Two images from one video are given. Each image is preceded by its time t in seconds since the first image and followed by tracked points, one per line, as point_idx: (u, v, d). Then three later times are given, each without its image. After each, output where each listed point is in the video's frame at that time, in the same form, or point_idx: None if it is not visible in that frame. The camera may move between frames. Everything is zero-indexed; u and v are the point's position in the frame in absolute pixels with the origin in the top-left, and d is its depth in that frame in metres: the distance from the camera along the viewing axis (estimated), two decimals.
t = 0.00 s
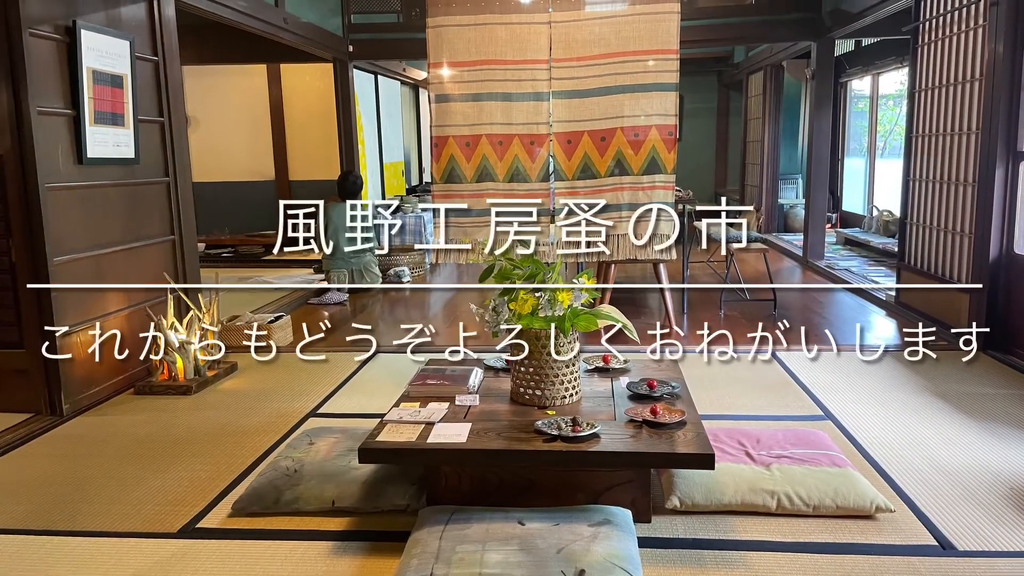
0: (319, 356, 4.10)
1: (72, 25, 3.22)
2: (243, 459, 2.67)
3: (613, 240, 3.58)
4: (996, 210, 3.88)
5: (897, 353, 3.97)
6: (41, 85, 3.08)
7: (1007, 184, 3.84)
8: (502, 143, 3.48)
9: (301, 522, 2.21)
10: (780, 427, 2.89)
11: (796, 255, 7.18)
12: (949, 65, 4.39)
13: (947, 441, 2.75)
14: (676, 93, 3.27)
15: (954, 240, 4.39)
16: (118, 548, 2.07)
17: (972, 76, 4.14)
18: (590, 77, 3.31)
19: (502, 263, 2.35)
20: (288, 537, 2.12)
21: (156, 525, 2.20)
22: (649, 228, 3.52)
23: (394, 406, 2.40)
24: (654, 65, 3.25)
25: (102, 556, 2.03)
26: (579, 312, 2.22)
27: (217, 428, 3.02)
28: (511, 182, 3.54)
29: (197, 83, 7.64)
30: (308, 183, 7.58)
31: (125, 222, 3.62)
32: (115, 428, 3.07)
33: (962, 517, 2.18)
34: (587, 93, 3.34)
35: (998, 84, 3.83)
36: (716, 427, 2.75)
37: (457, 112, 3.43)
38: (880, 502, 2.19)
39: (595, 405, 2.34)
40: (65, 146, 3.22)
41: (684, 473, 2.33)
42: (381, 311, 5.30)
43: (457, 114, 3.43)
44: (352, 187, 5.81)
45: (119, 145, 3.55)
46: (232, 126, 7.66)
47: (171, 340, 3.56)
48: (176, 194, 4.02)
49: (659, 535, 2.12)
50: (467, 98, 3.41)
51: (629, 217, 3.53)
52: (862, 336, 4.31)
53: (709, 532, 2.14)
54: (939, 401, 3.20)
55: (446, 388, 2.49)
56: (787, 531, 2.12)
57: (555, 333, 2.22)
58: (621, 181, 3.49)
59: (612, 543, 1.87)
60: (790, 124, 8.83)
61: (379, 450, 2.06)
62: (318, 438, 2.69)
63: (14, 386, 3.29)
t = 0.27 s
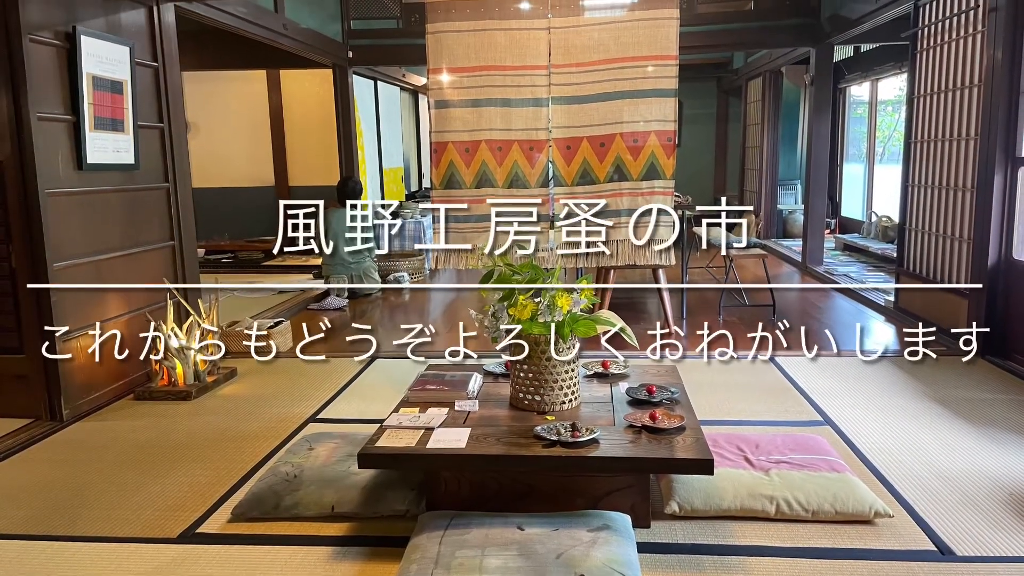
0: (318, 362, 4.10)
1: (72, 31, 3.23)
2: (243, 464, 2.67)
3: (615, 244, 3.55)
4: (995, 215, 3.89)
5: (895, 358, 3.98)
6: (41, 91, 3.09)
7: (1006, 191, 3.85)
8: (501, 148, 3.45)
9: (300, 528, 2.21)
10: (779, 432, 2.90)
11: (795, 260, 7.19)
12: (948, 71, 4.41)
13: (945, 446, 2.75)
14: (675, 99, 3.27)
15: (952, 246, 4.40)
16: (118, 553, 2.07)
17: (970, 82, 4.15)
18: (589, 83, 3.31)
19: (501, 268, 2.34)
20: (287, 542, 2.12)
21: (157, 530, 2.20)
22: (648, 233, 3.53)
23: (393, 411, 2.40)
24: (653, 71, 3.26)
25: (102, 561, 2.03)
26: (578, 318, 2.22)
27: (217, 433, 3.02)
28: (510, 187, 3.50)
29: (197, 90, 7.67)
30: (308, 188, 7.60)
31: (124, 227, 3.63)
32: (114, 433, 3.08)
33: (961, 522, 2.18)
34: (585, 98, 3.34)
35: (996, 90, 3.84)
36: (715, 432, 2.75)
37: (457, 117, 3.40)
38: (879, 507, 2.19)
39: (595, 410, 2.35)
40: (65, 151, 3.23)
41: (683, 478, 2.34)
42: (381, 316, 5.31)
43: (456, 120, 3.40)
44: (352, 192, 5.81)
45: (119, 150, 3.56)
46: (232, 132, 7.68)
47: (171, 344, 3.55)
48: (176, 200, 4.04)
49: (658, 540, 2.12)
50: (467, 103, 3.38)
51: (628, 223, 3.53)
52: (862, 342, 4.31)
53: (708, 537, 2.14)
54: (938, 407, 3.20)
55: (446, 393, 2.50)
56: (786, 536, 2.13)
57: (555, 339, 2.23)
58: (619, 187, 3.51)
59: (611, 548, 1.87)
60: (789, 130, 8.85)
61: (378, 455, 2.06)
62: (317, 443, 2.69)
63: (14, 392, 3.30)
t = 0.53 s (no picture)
0: (318, 367, 4.10)
1: (72, 37, 3.24)
2: (243, 469, 2.68)
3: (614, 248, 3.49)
4: (994, 220, 3.90)
5: (894, 363, 3.98)
6: (41, 97, 3.09)
7: (1005, 197, 3.87)
8: (501, 154, 3.39)
9: (300, 533, 2.21)
10: (778, 437, 2.90)
11: (794, 266, 7.21)
12: (947, 77, 4.42)
13: (944, 452, 2.76)
14: (674, 105, 3.22)
15: (951, 251, 4.41)
16: (118, 558, 2.07)
17: (969, 88, 4.17)
18: (589, 89, 3.26)
19: (500, 274, 2.35)
20: (286, 547, 2.12)
21: (157, 535, 2.20)
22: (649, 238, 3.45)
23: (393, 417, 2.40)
24: (652, 77, 3.19)
25: (102, 566, 2.03)
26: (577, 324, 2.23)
27: (216, 439, 3.02)
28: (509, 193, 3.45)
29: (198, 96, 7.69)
30: (308, 194, 7.61)
31: (124, 233, 3.64)
32: (114, 438, 3.08)
33: (960, 528, 2.18)
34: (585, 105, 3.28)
35: (995, 96, 3.86)
36: (714, 437, 2.76)
37: (457, 123, 3.35)
38: (878, 512, 2.20)
39: (594, 415, 2.35)
40: (65, 157, 3.23)
41: (681, 484, 2.34)
42: (381, 322, 5.31)
43: (456, 125, 3.35)
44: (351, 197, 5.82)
45: (118, 156, 3.57)
46: (232, 137, 7.69)
47: (171, 350, 3.55)
48: (175, 205, 4.05)
49: (657, 546, 2.13)
50: (467, 109, 3.32)
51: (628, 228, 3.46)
52: (861, 347, 4.32)
53: (708, 542, 2.14)
54: (937, 412, 3.21)
55: (445, 399, 2.50)
56: (785, 542, 2.13)
57: (554, 344, 2.23)
58: (619, 193, 3.42)
59: (610, 554, 1.87)
60: (788, 136, 8.83)
61: (378, 461, 2.06)
62: (317, 449, 2.70)
63: (14, 397, 3.30)
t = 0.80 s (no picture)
0: (317, 373, 4.10)
1: (72, 43, 3.24)
2: (242, 475, 2.68)
3: (615, 254, 3.47)
4: (993, 225, 3.91)
5: (892, 369, 3.99)
6: (41, 102, 3.10)
7: (1004, 202, 3.87)
8: (499, 160, 3.37)
9: (299, 538, 2.21)
10: (777, 443, 2.90)
11: (793, 271, 7.22)
12: (946, 83, 4.43)
13: (943, 457, 2.76)
14: (672, 111, 3.24)
15: (950, 257, 4.42)
16: (118, 563, 2.07)
17: (968, 94, 4.18)
18: (589, 95, 3.27)
19: (500, 279, 2.36)
20: (286, 552, 2.13)
21: (157, 540, 2.20)
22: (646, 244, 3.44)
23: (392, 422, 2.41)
24: (651, 83, 3.19)
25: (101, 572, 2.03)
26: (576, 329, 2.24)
27: (216, 444, 3.02)
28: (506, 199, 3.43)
29: (198, 101, 7.71)
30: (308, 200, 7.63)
31: (123, 239, 3.64)
32: (114, 444, 3.08)
33: (960, 533, 2.19)
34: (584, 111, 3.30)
35: (993, 102, 3.87)
36: (713, 443, 2.77)
37: (456, 129, 3.33)
38: (877, 518, 2.20)
39: (592, 420, 2.36)
40: (65, 163, 3.24)
41: (680, 489, 2.34)
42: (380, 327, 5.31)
43: (456, 131, 3.33)
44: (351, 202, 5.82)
45: (118, 161, 3.58)
46: (232, 143, 7.71)
47: (170, 355, 3.55)
48: (175, 211, 4.06)
49: (656, 551, 2.13)
50: (467, 115, 3.30)
51: (626, 234, 3.48)
52: (860, 352, 4.32)
53: (706, 547, 2.15)
54: (936, 417, 3.21)
55: (445, 404, 2.50)
56: (784, 547, 2.13)
57: (553, 350, 2.24)
58: (618, 198, 3.45)
59: (610, 558, 1.87)
60: (787, 142, 8.94)
61: (378, 466, 2.06)
62: (316, 454, 2.70)
63: (13, 403, 3.30)
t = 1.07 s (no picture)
0: (316, 378, 4.10)
1: (72, 49, 3.26)
2: (242, 480, 2.68)
3: (612, 263, 3.44)
4: (991, 231, 3.92)
5: (891, 374, 3.99)
6: (41, 108, 3.11)
7: (1003, 208, 3.88)
8: (499, 165, 3.36)
9: (299, 543, 2.21)
10: (777, 448, 2.91)
11: (792, 277, 7.23)
12: (945, 88, 4.44)
13: (942, 463, 2.76)
14: (671, 117, 3.23)
15: (949, 262, 4.43)
16: (117, 568, 2.07)
17: (966, 100, 4.19)
18: (588, 101, 3.27)
19: (500, 285, 2.37)
20: (286, 556, 2.13)
21: (157, 546, 2.20)
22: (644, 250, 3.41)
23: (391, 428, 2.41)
24: (650, 88, 3.20)
25: None
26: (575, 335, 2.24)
27: (216, 449, 3.03)
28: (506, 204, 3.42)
29: (198, 107, 7.73)
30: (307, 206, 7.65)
31: (123, 244, 3.65)
32: (114, 449, 3.08)
33: (959, 539, 2.19)
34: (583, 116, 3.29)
35: (991, 108, 3.88)
36: (713, 448, 2.77)
37: (456, 135, 3.34)
38: (876, 523, 2.20)
39: (592, 426, 2.36)
40: (66, 169, 3.25)
41: (679, 494, 2.34)
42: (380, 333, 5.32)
43: (455, 137, 3.34)
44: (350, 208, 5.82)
45: (118, 167, 3.59)
46: (232, 148, 7.72)
47: (170, 361, 3.55)
48: (175, 217, 4.07)
49: (655, 556, 2.13)
50: (466, 121, 3.32)
51: (625, 240, 3.41)
52: (858, 358, 4.33)
53: (706, 552, 2.15)
54: (936, 423, 3.21)
55: (444, 410, 2.50)
56: (783, 552, 2.14)
57: (553, 355, 2.24)
58: (618, 205, 3.39)
59: (609, 563, 1.88)
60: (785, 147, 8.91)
61: (378, 471, 2.07)
62: (316, 459, 2.70)
63: (13, 408, 3.30)
